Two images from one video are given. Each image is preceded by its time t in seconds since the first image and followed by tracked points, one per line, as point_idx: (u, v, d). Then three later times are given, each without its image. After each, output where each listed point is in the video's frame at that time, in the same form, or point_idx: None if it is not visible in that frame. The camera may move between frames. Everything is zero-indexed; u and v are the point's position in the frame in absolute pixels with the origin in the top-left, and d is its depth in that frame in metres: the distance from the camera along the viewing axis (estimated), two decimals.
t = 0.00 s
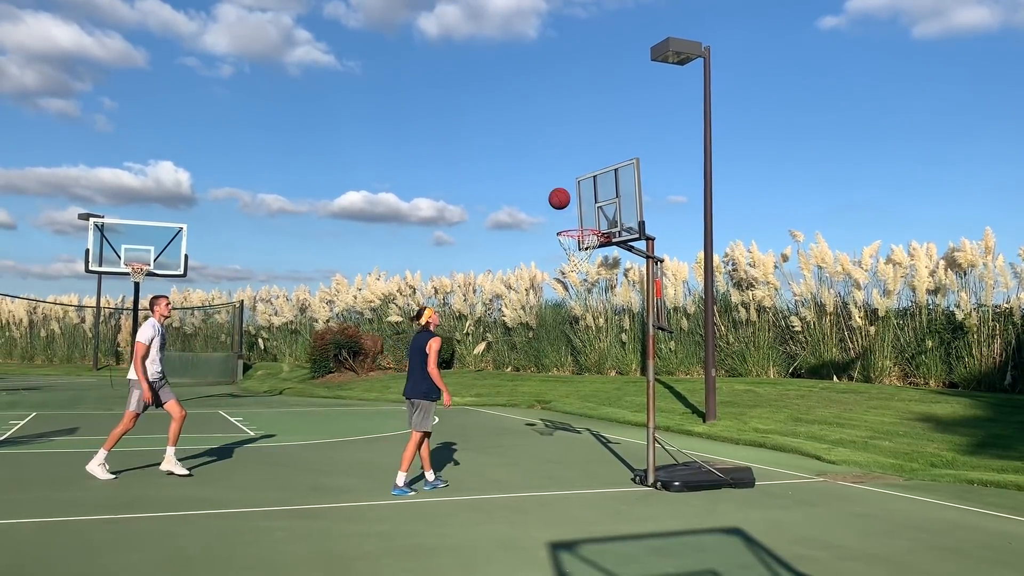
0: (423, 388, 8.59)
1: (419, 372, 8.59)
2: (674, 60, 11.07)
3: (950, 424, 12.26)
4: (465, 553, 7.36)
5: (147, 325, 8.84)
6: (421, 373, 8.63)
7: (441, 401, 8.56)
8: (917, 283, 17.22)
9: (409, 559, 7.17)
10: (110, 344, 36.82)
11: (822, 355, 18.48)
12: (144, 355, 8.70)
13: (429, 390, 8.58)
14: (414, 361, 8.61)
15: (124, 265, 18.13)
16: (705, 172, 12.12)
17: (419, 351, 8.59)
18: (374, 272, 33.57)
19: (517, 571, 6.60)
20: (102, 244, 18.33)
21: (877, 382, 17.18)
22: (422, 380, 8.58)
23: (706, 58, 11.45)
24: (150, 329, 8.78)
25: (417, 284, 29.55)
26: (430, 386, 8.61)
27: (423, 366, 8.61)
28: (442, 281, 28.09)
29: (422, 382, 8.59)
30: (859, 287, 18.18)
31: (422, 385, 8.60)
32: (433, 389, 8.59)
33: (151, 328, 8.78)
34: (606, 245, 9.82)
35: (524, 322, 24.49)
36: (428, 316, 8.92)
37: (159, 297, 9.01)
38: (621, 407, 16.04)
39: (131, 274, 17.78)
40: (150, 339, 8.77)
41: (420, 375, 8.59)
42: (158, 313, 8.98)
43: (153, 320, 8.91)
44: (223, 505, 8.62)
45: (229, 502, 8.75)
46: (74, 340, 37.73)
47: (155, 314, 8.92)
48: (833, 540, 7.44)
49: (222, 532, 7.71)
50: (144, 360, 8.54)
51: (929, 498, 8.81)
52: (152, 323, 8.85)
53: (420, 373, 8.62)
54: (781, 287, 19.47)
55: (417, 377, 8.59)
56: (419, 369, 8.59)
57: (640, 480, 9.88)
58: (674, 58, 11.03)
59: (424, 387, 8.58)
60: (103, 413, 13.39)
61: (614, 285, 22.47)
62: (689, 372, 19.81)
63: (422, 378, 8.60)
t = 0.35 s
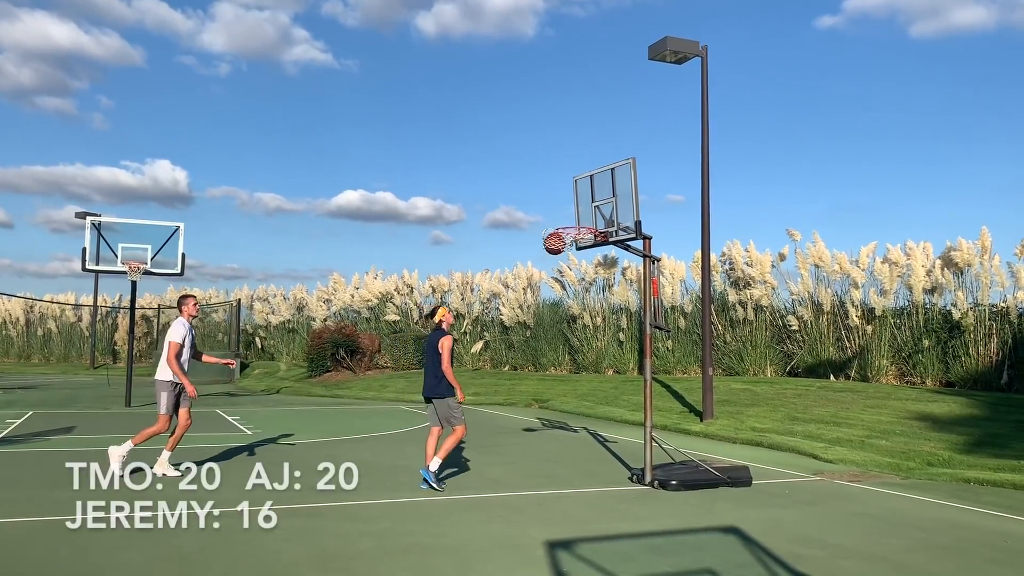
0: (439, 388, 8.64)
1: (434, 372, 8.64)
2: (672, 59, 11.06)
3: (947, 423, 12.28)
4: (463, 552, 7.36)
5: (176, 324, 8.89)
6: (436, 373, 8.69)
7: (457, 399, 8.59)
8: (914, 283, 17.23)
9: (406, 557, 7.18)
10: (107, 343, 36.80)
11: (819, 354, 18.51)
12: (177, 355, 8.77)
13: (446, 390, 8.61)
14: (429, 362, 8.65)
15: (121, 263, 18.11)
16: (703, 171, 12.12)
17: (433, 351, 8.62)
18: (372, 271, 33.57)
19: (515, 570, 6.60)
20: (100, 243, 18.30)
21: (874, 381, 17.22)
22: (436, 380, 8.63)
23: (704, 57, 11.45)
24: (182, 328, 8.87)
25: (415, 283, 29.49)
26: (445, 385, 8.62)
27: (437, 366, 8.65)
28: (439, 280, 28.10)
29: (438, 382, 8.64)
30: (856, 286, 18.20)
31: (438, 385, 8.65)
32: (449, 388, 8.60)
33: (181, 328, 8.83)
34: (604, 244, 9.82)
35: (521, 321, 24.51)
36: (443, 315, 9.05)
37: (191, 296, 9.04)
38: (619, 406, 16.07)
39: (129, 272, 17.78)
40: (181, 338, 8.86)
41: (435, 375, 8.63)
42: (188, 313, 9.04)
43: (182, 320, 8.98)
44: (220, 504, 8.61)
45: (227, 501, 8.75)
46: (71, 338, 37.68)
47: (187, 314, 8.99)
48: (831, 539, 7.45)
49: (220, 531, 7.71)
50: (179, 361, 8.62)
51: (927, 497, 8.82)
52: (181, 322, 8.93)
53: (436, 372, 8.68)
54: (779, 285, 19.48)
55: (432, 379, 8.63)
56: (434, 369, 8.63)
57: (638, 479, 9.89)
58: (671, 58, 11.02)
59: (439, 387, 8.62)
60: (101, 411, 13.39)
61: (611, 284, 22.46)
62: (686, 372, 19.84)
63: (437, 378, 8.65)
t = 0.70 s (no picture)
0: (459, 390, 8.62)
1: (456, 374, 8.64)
2: (671, 58, 11.06)
3: (945, 423, 12.29)
4: (464, 551, 7.36)
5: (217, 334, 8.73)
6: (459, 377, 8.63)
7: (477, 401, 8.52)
8: (912, 282, 17.23)
9: (406, 557, 7.17)
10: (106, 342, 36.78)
11: (817, 354, 18.53)
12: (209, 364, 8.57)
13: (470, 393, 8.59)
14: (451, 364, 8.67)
15: (120, 262, 18.08)
16: (702, 171, 12.12)
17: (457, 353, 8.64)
18: (371, 270, 33.56)
19: (514, 569, 6.60)
20: (98, 242, 18.25)
21: (873, 381, 17.23)
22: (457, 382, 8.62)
23: (704, 57, 11.45)
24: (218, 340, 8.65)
25: (414, 282, 29.19)
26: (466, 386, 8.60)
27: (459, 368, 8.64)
28: (438, 280, 28.09)
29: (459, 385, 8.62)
30: (855, 286, 18.22)
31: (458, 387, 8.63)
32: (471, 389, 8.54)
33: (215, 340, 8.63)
34: (604, 244, 9.82)
35: (520, 321, 24.51)
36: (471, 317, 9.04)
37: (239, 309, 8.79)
38: (619, 405, 16.08)
39: (128, 272, 17.76)
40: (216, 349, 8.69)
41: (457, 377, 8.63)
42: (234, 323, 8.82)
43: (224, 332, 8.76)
44: (219, 504, 8.60)
45: (226, 500, 8.74)
46: (69, 338, 37.65)
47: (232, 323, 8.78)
48: (830, 539, 7.45)
49: (219, 531, 7.70)
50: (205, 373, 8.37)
51: (925, 497, 8.83)
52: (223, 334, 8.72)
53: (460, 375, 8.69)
54: (777, 285, 19.48)
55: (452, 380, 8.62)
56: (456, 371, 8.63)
57: (637, 479, 9.90)
58: (671, 57, 11.02)
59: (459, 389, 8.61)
60: (100, 411, 13.37)
61: (610, 283, 22.46)
62: (685, 371, 19.86)
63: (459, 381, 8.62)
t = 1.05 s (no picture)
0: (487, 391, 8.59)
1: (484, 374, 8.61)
2: (672, 58, 11.06)
3: (946, 423, 12.29)
4: (464, 551, 7.36)
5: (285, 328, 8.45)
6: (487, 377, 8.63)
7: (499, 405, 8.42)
8: (913, 282, 17.22)
9: (407, 556, 7.18)
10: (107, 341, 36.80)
11: (817, 354, 18.53)
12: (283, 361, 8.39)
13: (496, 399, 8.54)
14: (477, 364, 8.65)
15: (120, 262, 18.09)
16: (702, 171, 12.11)
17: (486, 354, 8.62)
18: (371, 269, 33.57)
19: (515, 569, 6.60)
20: (99, 241, 18.25)
21: (873, 381, 17.22)
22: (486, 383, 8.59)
23: (704, 56, 11.45)
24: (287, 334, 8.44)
25: (414, 282, 29.24)
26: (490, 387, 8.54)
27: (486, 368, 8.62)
28: (438, 279, 28.05)
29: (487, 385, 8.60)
30: (855, 286, 18.21)
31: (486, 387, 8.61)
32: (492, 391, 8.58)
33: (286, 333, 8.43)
34: (604, 243, 9.82)
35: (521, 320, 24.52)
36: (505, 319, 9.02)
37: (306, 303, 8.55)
38: (619, 405, 16.08)
39: (129, 271, 17.76)
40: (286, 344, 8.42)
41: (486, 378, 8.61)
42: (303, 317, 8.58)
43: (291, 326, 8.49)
44: (220, 504, 8.60)
45: (226, 500, 8.74)
46: (70, 337, 37.66)
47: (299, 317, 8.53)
48: (830, 538, 7.45)
49: (220, 531, 7.71)
50: (292, 367, 8.27)
51: (926, 497, 8.82)
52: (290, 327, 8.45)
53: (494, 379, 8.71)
54: (778, 285, 19.47)
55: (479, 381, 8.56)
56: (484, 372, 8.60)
57: (637, 478, 9.89)
58: (671, 56, 11.01)
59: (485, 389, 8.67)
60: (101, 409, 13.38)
61: (611, 283, 22.46)
62: (686, 371, 19.85)
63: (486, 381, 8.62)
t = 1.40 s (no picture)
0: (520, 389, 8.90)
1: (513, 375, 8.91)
2: (672, 57, 11.05)
3: (946, 422, 12.29)
4: (464, 550, 7.37)
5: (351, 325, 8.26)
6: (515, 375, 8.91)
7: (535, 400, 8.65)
8: (913, 281, 17.22)
9: (407, 555, 7.19)
10: (107, 341, 36.82)
11: (817, 353, 18.54)
12: (345, 354, 7.87)
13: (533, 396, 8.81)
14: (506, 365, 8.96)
15: (120, 262, 18.09)
16: (702, 170, 12.11)
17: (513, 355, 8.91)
18: (372, 268, 33.56)
19: (515, 568, 6.62)
20: (99, 240, 18.25)
21: (873, 380, 17.22)
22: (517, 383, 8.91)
23: (704, 56, 11.45)
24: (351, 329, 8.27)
25: (414, 281, 29.32)
26: (524, 385, 8.83)
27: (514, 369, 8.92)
28: (438, 279, 28.06)
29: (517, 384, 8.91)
30: (855, 285, 18.21)
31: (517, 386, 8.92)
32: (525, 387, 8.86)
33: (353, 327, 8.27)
34: (604, 243, 9.82)
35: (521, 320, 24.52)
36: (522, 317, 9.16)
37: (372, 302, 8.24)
38: (620, 404, 16.09)
39: (129, 270, 17.77)
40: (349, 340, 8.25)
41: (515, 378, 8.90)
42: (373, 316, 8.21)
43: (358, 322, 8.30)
44: (220, 503, 8.61)
45: (226, 500, 8.74)
46: (70, 336, 37.67)
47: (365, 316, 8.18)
48: (830, 537, 7.46)
49: (220, 531, 7.72)
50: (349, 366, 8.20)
51: (926, 496, 8.83)
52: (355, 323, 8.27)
53: (525, 374, 9.11)
54: (778, 284, 19.47)
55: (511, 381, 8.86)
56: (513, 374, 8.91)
57: (637, 478, 9.89)
58: (672, 55, 11.01)
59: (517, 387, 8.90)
60: (102, 409, 13.41)
61: (611, 282, 22.46)
62: (686, 370, 19.84)
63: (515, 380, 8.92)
